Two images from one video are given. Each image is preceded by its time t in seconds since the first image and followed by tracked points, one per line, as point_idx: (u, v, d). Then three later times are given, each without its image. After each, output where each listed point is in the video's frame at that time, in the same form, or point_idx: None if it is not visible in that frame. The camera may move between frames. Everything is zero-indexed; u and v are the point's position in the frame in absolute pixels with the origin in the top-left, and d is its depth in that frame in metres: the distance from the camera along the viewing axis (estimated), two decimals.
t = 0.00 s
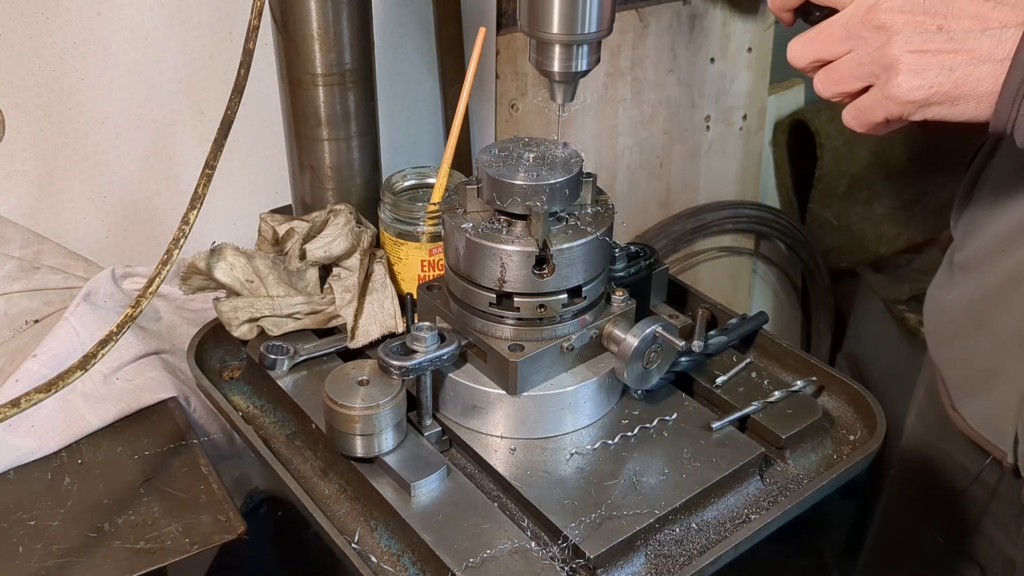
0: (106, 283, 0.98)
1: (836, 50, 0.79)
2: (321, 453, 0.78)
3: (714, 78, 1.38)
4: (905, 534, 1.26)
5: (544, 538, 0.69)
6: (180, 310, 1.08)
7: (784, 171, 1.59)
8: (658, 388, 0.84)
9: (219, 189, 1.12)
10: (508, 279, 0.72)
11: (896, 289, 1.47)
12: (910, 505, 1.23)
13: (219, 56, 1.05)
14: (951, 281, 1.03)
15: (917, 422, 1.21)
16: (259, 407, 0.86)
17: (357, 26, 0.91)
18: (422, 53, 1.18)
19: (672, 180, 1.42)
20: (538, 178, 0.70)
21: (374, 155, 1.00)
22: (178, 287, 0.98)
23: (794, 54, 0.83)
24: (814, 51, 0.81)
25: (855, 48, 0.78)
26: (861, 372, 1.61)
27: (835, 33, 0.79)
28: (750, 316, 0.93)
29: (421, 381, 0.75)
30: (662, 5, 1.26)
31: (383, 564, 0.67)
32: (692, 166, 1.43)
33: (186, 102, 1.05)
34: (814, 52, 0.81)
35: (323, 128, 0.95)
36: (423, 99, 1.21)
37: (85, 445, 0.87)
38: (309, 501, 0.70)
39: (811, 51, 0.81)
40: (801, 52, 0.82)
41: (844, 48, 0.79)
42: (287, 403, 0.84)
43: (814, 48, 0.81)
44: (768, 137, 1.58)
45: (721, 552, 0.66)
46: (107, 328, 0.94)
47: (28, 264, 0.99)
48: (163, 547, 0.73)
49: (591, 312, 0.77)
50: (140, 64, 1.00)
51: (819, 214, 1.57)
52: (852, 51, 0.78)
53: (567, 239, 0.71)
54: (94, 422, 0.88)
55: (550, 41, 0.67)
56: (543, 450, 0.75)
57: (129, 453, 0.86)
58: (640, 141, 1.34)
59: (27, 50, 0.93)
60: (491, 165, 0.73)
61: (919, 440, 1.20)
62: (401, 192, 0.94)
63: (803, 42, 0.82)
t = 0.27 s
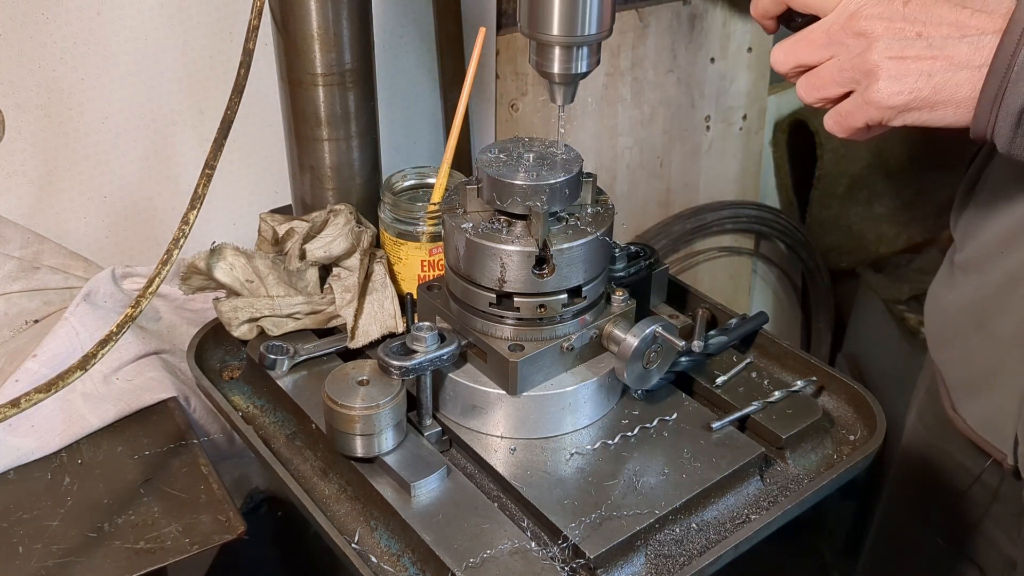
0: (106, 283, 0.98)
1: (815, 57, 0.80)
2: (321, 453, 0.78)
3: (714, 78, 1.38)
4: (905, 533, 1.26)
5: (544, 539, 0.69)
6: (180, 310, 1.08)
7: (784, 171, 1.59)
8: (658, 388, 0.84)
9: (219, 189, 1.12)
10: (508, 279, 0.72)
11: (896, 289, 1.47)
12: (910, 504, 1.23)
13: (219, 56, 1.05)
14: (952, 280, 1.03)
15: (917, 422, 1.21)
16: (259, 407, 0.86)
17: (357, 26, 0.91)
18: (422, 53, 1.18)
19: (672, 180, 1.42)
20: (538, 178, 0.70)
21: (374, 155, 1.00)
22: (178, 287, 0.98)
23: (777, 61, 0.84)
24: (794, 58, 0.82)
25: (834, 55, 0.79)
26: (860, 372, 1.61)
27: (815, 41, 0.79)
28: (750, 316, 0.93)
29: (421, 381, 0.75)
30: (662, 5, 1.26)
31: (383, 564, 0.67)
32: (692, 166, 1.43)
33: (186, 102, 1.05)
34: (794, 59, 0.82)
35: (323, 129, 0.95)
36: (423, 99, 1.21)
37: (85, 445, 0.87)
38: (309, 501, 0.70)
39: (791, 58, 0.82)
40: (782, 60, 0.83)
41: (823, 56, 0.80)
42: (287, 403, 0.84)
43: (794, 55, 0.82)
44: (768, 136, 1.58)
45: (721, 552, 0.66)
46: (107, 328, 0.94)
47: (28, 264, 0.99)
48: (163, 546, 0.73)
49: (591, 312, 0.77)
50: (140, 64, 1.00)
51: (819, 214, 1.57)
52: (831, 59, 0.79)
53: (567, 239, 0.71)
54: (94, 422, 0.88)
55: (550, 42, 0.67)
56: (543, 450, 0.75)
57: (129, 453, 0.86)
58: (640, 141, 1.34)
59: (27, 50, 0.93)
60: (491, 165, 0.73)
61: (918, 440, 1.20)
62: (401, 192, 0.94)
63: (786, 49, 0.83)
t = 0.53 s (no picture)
0: (106, 283, 0.98)
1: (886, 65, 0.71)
2: (321, 453, 0.78)
3: (714, 78, 1.38)
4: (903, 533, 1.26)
5: (544, 538, 0.69)
6: (180, 310, 1.08)
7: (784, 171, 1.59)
8: (658, 388, 0.84)
9: (219, 189, 1.12)
10: (508, 279, 0.72)
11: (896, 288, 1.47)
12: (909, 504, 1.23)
13: (219, 56, 1.05)
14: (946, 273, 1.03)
15: (917, 422, 1.21)
16: (259, 408, 0.85)
17: (357, 26, 0.91)
18: (422, 53, 1.18)
19: (672, 180, 1.42)
20: (538, 178, 0.70)
21: (374, 155, 1.00)
22: (178, 287, 0.98)
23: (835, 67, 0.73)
24: (914, 88, 0.70)
25: (918, 57, 0.69)
26: (860, 372, 1.61)
27: (874, 52, 0.71)
28: (750, 316, 0.93)
29: (421, 381, 0.75)
30: (663, 5, 1.26)
31: (383, 564, 0.67)
32: (692, 166, 1.43)
33: (186, 102, 1.05)
34: (890, 87, 0.71)
35: (323, 129, 0.95)
36: (423, 99, 1.21)
37: (85, 445, 0.87)
38: (308, 501, 0.70)
39: (924, 87, 0.70)
40: (903, 86, 0.70)
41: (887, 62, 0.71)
42: (287, 403, 0.84)
43: (894, 79, 0.71)
44: (769, 136, 1.58)
45: (721, 552, 0.66)
46: (107, 328, 0.94)
47: (28, 264, 0.99)
48: (163, 546, 0.73)
49: (591, 312, 0.77)
50: (140, 63, 1.00)
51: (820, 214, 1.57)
52: (970, 60, 0.69)
53: (567, 239, 0.71)
54: (94, 422, 0.88)
55: (550, 40, 0.67)
56: (543, 450, 0.75)
57: (129, 453, 0.86)
58: (640, 141, 1.34)
59: (27, 50, 0.93)
60: (491, 165, 0.73)
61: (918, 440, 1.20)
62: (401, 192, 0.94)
63: (845, 57, 0.72)
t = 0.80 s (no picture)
0: (106, 283, 0.98)
1: (825, 83, 0.81)
2: (321, 453, 0.78)
3: (714, 78, 1.38)
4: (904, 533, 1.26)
5: (544, 538, 0.69)
6: (180, 310, 1.08)
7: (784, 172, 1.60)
8: (658, 388, 0.84)
9: (219, 189, 1.12)
10: (508, 279, 0.72)
11: (896, 289, 1.47)
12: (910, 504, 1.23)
13: (219, 56, 1.05)
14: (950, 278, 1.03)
15: (917, 421, 1.21)
16: (259, 407, 0.86)
17: (357, 26, 0.91)
18: (422, 53, 1.18)
19: (672, 180, 1.42)
20: (538, 178, 0.70)
21: (374, 155, 1.00)
22: (178, 287, 0.97)
23: (782, 84, 0.83)
24: (850, 106, 0.79)
25: (853, 79, 0.77)
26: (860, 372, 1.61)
27: (814, 73, 0.80)
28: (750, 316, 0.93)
29: (421, 381, 0.75)
30: (663, 5, 1.26)
31: (383, 564, 0.67)
32: (692, 166, 1.43)
33: (186, 102, 1.05)
34: (829, 106, 0.81)
35: (323, 128, 0.95)
36: (423, 98, 1.21)
37: (85, 445, 0.87)
38: (308, 501, 0.70)
39: (857, 106, 0.79)
40: (838, 105, 0.80)
41: (826, 81, 0.80)
42: (287, 403, 0.84)
43: (831, 99, 0.80)
44: (769, 137, 1.59)
45: (721, 553, 0.66)
46: (107, 328, 0.94)
47: (28, 264, 0.99)
48: (163, 546, 0.73)
49: (591, 312, 0.77)
50: (140, 64, 1.00)
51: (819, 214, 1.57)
52: (899, 82, 0.75)
53: (567, 239, 0.71)
54: (94, 422, 0.88)
55: (550, 44, 0.67)
56: (543, 450, 0.75)
57: (129, 453, 0.86)
58: (640, 141, 1.34)
59: (27, 50, 0.93)
60: (491, 165, 0.73)
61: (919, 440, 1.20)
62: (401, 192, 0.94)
63: (790, 77, 0.82)
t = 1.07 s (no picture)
0: (106, 283, 0.98)
1: (803, 92, 0.80)
2: (321, 453, 0.78)
3: (714, 78, 1.38)
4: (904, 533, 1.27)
5: (544, 538, 0.69)
6: (180, 310, 1.08)
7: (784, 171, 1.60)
8: (658, 388, 0.84)
9: (219, 189, 1.12)
10: (508, 279, 0.72)
11: (896, 289, 1.46)
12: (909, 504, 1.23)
13: (220, 56, 1.05)
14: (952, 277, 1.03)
15: (917, 421, 1.21)
16: (259, 407, 0.85)
17: (357, 26, 0.91)
18: (422, 53, 1.18)
19: (672, 180, 1.42)
20: (538, 178, 0.70)
21: (374, 155, 1.00)
22: (178, 288, 0.98)
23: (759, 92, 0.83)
24: (825, 114, 0.79)
25: (827, 88, 0.77)
26: (860, 372, 1.61)
27: (791, 82, 0.80)
28: (750, 316, 0.93)
29: (421, 381, 0.75)
30: (663, 5, 1.26)
31: (383, 564, 0.67)
32: (692, 166, 1.43)
33: (186, 102, 1.05)
34: (805, 115, 0.81)
35: (323, 128, 0.95)
36: (423, 98, 1.21)
37: (85, 445, 0.87)
38: (308, 501, 0.70)
39: (832, 114, 0.78)
40: (814, 113, 0.80)
41: (803, 90, 0.80)
42: (287, 403, 0.84)
43: (807, 107, 0.80)
44: (768, 137, 1.58)
45: (721, 553, 0.66)
46: (107, 328, 0.94)
47: (28, 264, 0.99)
48: (163, 546, 0.73)
49: (591, 312, 0.77)
50: (140, 64, 1.00)
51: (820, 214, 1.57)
52: (873, 91, 0.75)
53: (567, 239, 0.71)
54: (94, 422, 0.88)
55: (550, 46, 0.67)
56: (543, 450, 0.75)
57: (129, 453, 0.86)
58: (640, 141, 1.34)
59: (27, 51, 0.93)
60: (491, 165, 0.73)
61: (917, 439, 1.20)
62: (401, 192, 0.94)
63: (767, 85, 0.82)
